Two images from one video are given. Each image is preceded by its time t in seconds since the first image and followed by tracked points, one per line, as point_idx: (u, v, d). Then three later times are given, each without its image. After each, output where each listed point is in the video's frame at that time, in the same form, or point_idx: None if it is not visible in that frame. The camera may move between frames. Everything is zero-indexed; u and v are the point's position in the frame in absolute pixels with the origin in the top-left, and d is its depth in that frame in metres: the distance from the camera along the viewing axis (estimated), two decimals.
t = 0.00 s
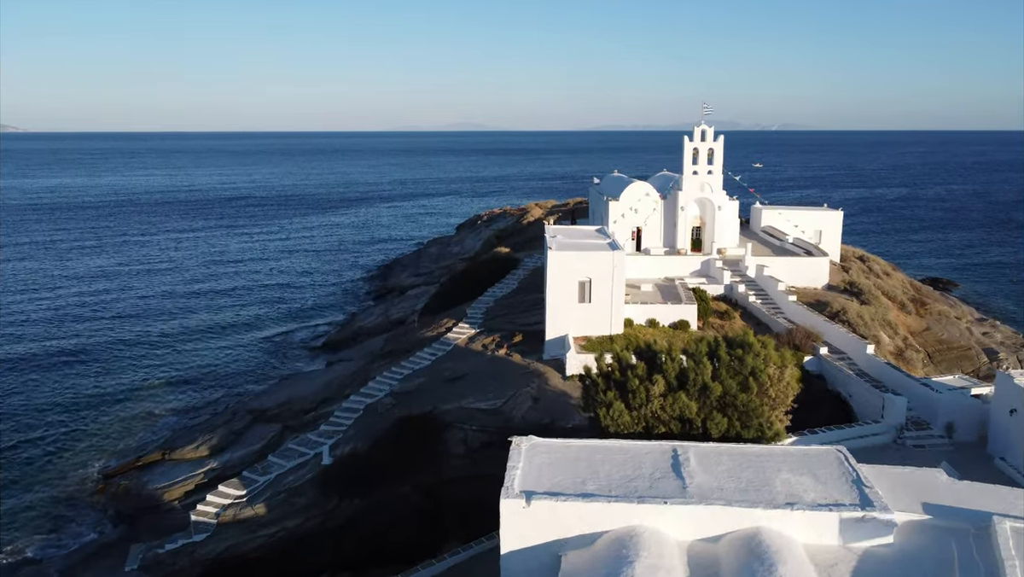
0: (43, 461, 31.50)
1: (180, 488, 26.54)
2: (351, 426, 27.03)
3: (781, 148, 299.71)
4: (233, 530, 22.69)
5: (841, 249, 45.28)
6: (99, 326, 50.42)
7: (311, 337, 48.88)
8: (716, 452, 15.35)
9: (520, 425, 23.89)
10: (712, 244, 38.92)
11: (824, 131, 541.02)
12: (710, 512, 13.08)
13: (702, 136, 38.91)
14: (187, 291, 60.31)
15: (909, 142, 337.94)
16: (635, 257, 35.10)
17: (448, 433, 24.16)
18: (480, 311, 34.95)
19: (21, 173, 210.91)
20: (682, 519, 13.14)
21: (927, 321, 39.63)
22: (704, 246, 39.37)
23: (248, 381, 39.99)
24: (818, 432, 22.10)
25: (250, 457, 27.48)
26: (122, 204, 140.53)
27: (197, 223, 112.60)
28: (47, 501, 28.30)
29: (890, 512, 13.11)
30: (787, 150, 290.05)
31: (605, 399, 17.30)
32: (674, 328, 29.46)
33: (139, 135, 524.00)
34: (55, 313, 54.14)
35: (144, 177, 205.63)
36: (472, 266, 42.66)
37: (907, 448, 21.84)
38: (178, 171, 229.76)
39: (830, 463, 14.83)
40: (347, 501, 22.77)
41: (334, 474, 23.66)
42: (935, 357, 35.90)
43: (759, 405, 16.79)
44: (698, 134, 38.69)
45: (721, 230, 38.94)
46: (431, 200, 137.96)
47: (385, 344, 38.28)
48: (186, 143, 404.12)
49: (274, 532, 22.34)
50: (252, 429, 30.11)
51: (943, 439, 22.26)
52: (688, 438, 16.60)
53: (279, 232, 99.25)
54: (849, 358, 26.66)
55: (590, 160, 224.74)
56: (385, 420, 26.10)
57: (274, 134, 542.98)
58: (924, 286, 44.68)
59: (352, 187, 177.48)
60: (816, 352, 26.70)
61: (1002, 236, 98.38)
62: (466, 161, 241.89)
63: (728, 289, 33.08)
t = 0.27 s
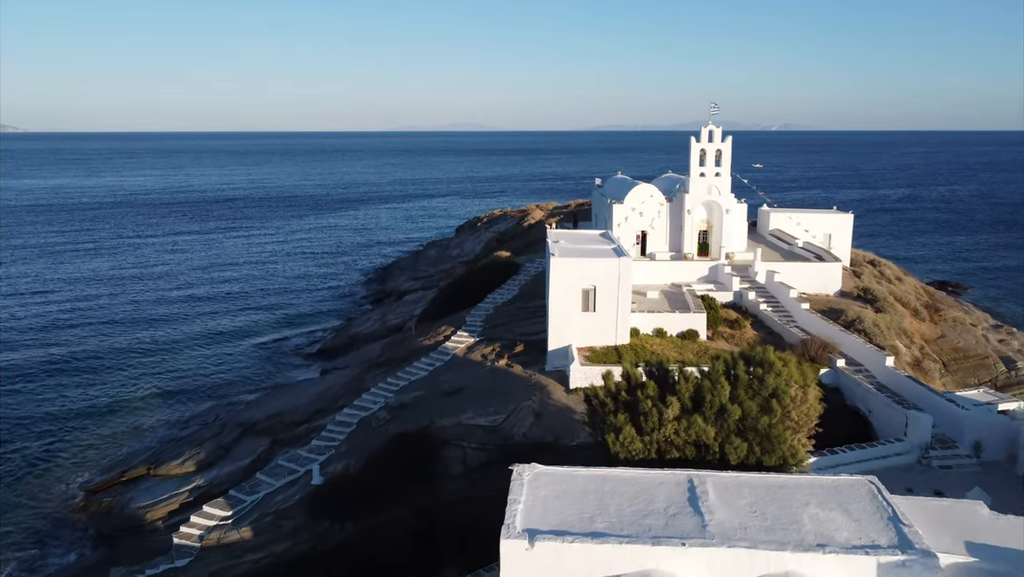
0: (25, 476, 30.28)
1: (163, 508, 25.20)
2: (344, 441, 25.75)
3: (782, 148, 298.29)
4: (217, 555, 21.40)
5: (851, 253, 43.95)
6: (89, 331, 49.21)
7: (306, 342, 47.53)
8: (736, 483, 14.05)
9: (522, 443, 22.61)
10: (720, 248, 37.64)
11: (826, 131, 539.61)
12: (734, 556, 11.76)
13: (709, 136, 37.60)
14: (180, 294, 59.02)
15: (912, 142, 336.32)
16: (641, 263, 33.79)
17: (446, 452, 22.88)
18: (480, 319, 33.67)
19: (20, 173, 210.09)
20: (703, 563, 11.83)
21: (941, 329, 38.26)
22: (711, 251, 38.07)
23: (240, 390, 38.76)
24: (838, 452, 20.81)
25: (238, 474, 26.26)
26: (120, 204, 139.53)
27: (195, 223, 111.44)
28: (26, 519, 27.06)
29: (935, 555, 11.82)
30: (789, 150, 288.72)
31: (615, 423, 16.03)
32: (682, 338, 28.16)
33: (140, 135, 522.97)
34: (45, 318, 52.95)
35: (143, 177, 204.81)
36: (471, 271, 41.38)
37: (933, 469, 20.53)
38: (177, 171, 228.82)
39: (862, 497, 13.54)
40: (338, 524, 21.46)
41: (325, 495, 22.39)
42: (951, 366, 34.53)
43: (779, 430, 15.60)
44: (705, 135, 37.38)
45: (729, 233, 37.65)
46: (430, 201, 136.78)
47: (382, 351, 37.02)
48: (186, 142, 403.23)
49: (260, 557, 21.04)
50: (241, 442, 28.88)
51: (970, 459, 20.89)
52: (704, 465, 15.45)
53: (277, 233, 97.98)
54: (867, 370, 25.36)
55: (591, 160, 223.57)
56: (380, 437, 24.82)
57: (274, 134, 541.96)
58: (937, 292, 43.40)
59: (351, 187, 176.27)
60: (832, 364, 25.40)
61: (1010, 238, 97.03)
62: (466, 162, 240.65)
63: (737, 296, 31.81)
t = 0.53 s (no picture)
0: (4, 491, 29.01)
1: (145, 529, 23.92)
2: (336, 458, 24.46)
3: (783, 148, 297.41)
4: None
5: (862, 258, 42.65)
6: (78, 336, 47.95)
7: (302, 348, 46.26)
8: (760, 519, 12.77)
9: (523, 463, 21.35)
10: (728, 253, 36.38)
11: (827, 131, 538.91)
12: None
13: (717, 137, 36.33)
14: (173, 298, 57.82)
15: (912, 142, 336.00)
16: (647, 269, 32.56)
17: (444, 472, 21.66)
18: (479, 327, 32.40)
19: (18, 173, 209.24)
20: None
21: (956, 336, 36.95)
22: (719, 256, 36.81)
23: (232, 399, 37.51)
24: (861, 473, 19.52)
25: (225, 492, 25.03)
26: (117, 205, 138.42)
27: (193, 224, 110.28)
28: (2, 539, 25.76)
29: None
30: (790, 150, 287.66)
31: (625, 450, 14.78)
32: (691, 349, 26.89)
33: (139, 135, 521.67)
34: (34, 323, 51.72)
35: (141, 178, 203.86)
36: (470, 276, 40.09)
37: (961, 493, 19.28)
38: (176, 171, 227.90)
39: (900, 536, 12.28)
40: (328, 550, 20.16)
41: (315, 518, 21.09)
42: (968, 375, 33.29)
43: (804, 457, 14.32)
44: (713, 136, 36.11)
45: (737, 238, 36.37)
46: (430, 201, 135.71)
47: (377, 360, 35.77)
48: (185, 143, 402.59)
49: None
50: (229, 458, 27.65)
51: (1000, 481, 19.61)
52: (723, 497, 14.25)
53: (274, 235, 96.78)
54: (886, 384, 24.09)
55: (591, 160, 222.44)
56: (373, 454, 23.53)
57: (274, 134, 540.64)
58: (949, 297, 42.20)
59: (350, 187, 175.09)
60: (850, 377, 24.12)
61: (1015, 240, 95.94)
62: (467, 162, 239.52)
63: (747, 304, 30.57)
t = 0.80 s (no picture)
0: None
1: (125, 552, 22.67)
2: (326, 477, 23.19)
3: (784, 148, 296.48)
4: None
5: (873, 262, 41.36)
6: (67, 342, 46.79)
7: (296, 355, 44.99)
8: (787, 563, 11.49)
9: (524, 486, 20.05)
10: (736, 258, 35.10)
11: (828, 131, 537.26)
12: None
13: (725, 138, 35.04)
14: (166, 302, 56.65)
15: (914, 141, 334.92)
16: (652, 275, 31.28)
17: (439, 494, 20.38)
18: (478, 335, 31.12)
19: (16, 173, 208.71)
20: None
21: (972, 344, 35.63)
22: (726, 261, 35.54)
23: (222, 410, 36.30)
24: (886, 498, 18.23)
25: (210, 512, 23.82)
26: (114, 206, 137.50)
27: (190, 226, 109.09)
28: None
29: None
30: (791, 151, 286.67)
31: (637, 481, 13.48)
32: (701, 361, 25.61)
33: (139, 134, 521.32)
34: (23, 328, 50.59)
35: (140, 178, 203.16)
36: (469, 281, 38.82)
37: (993, 520, 17.98)
38: (175, 172, 227.26)
39: None
40: None
41: (302, 544, 19.80)
42: (986, 386, 31.99)
43: (834, 490, 13.01)
44: (721, 137, 34.82)
45: (746, 242, 35.09)
46: (430, 202, 134.68)
47: (373, 369, 34.52)
48: (185, 143, 402.22)
49: None
50: (215, 475, 26.43)
51: None
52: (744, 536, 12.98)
53: (272, 236, 95.70)
54: (907, 399, 22.81)
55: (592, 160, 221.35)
56: (366, 475, 22.24)
57: (274, 134, 539.99)
58: (963, 303, 40.91)
59: (350, 188, 174.12)
60: (869, 392, 22.82)
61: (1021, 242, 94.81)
62: (467, 162, 238.32)
63: (758, 312, 29.29)
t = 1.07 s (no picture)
0: None
1: None
2: (315, 498, 21.89)
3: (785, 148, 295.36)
4: None
5: (884, 267, 40.11)
6: (57, 348, 45.65)
7: (291, 361, 43.69)
8: None
9: (526, 511, 18.76)
10: (745, 263, 33.84)
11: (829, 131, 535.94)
12: None
13: (734, 139, 33.83)
14: (160, 306, 55.47)
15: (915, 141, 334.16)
16: (659, 282, 30.04)
17: (435, 519, 19.13)
18: (477, 344, 29.86)
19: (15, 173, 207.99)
20: None
21: (989, 352, 34.32)
22: (735, 266, 34.27)
23: (213, 421, 35.07)
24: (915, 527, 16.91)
25: (194, 534, 22.57)
26: (111, 206, 136.45)
27: (187, 227, 107.86)
28: None
29: None
30: (792, 151, 285.74)
31: (652, 516, 12.50)
32: (712, 373, 24.33)
33: (138, 134, 520.84)
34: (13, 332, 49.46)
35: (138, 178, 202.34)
36: (468, 286, 37.57)
37: None
38: (173, 172, 226.59)
39: None
40: None
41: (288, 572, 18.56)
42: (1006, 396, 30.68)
43: (871, 531, 11.84)
44: (729, 138, 33.62)
45: (755, 246, 33.81)
46: (430, 202, 133.64)
47: (368, 379, 33.26)
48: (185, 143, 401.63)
49: None
50: (202, 493, 25.21)
51: None
52: None
53: (269, 237, 94.52)
54: (932, 416, 21.48)
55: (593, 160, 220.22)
56: (358, 496, 20.98)
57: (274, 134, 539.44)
58: (978, 309, 39.60)
59: (349, 188, 173.15)
60: (891, 408, 21.53)
61: None
62: (467, 162, 237.03)
63: (770, 321, 28.08)
